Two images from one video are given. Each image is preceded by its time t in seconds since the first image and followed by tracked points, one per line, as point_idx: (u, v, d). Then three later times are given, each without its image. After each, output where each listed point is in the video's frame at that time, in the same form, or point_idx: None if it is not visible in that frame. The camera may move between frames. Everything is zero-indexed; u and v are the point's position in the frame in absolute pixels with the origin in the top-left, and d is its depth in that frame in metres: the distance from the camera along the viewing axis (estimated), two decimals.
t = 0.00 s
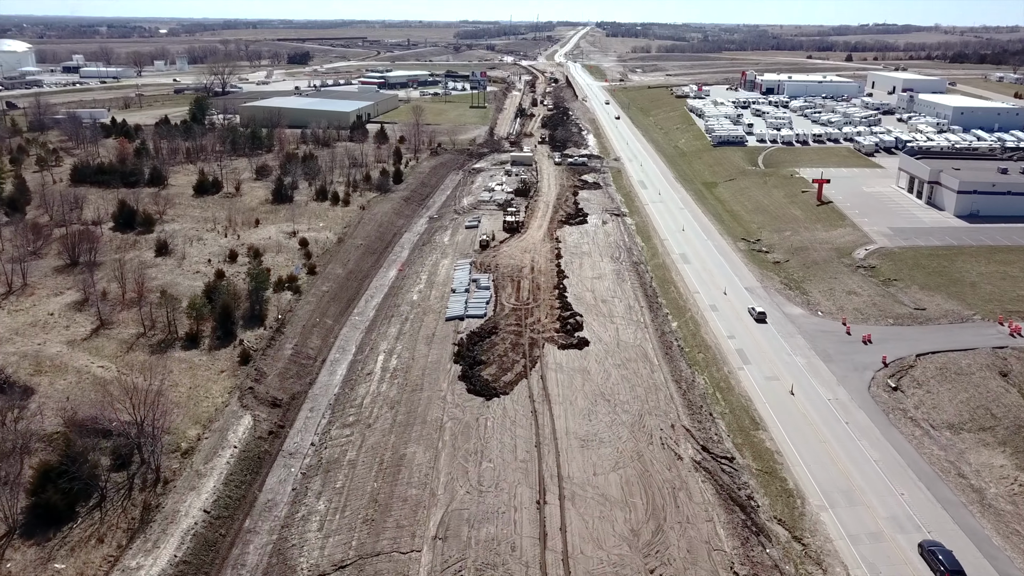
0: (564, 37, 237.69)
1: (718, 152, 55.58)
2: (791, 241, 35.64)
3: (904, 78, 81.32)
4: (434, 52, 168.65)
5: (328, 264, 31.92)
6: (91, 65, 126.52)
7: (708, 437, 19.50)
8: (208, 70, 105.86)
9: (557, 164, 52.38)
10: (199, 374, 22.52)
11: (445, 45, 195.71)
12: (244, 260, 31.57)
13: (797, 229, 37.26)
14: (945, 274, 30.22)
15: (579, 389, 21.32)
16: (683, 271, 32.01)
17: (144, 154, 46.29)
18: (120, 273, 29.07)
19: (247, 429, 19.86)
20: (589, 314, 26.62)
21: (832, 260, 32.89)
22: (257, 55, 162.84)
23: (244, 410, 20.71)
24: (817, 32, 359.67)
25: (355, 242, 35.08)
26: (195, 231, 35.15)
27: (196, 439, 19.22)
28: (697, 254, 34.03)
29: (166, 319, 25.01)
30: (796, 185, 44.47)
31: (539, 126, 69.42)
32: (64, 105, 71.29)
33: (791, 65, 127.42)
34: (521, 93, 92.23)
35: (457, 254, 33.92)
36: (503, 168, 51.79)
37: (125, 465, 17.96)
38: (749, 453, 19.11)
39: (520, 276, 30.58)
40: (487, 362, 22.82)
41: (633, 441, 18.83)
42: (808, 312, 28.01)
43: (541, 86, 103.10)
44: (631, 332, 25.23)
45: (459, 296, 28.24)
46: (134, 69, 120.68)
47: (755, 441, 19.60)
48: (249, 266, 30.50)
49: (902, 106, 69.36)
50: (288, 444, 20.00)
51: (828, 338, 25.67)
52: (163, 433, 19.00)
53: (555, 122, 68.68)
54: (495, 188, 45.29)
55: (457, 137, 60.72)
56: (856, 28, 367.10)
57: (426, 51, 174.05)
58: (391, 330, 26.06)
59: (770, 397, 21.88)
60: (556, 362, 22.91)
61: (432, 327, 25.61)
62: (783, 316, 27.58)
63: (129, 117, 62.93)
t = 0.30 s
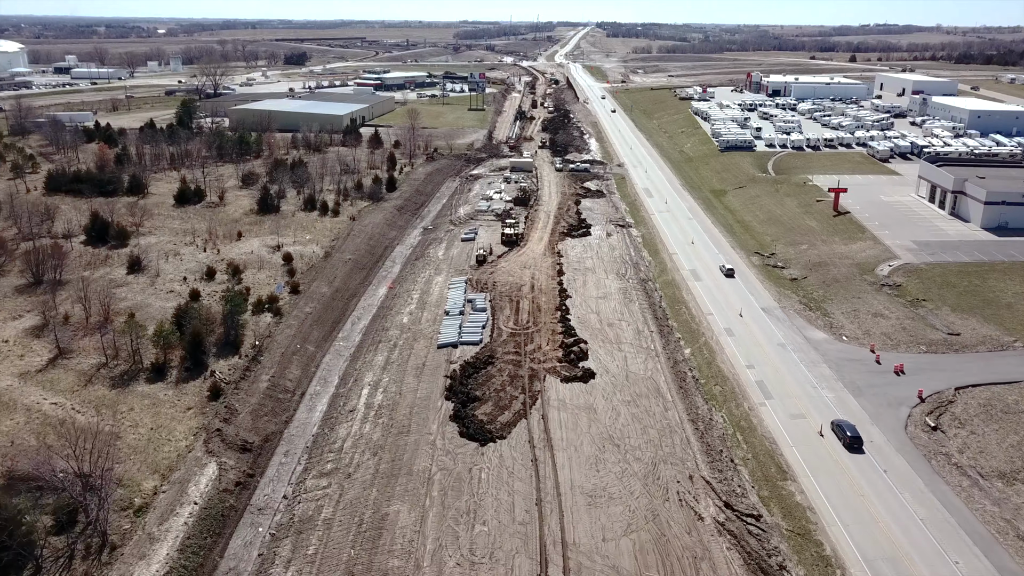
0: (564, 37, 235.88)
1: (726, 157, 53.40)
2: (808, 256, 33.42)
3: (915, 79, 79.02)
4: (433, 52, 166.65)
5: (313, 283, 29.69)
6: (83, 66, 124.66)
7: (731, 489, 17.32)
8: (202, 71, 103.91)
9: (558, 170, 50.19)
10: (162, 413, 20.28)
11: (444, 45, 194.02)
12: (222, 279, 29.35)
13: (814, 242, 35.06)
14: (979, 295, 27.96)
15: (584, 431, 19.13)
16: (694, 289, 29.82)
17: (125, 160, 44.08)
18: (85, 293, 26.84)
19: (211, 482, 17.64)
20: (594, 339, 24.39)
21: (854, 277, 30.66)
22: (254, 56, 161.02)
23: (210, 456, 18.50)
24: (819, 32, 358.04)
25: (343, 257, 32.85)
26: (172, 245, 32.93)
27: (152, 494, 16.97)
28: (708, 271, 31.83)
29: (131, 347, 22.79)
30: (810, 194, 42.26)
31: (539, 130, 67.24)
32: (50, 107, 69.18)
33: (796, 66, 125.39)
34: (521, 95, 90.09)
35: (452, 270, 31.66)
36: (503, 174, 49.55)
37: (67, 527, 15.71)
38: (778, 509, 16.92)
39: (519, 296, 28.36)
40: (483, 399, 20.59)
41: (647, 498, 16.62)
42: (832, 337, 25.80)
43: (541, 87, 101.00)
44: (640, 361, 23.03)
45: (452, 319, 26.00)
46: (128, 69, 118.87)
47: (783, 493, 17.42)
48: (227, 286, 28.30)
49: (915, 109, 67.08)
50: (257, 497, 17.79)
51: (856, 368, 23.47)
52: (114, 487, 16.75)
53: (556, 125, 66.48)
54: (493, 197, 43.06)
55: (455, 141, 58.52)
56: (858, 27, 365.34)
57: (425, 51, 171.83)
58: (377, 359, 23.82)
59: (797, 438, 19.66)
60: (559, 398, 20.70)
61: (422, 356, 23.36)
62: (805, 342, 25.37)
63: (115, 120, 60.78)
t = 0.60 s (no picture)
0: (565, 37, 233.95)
1: (734, 163, 51.23)
2: (828, 272, 31.22)
3: (926, 81, 76.88)
4: (432, 53, 164.53)
5: (295, 304, 27.48)
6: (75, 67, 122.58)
7: (758, 557, 15.14)
8: (194, 71, 101.76)
9: (559, 177, 48.05)
10: (117, 460, 18.06)
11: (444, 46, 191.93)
12: (197, 300, 27.13)
13: (832, 256, 32.90)
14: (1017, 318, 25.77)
15: (591, 484, 16.98)
16: (706, 310, 27.66)
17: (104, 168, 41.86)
18: (46, 318, 24.64)
19: (164, 548, 15.46)
20: (600, 371, 22.22)
21: (879, 297, 28.45)
22: (250, 56, 158.90)
23: (166, 515, 16.31)
24: (821, 32, 356.09)
25: (329, 274, 30.63)
26: (146, 261, 30.74)
27: (96, 564, 14.78)
28: (721, 289, 29.65)
29: (88, 382, 20.57)
30: (824, 203, 40.07)
31: (540, 134, 65.10)
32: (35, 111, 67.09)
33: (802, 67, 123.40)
34: (521, 98, 87.98)
35: (445, 288, 29.49)
36: (501, 181, 47.41)
37: None
38: None
39: (518, 318, 26.21)
40: (477, 443, 18.46)
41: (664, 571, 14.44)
42: (859, 366, 23.63)
43: (541, 88, 98.84)
44: (651, 397, 20.83)
45: (444, 346, 23.85)
46: (120, 70, 116.79)
47: (819, 560, 15.23)
48: (201, 309, 26.13)
49: (928, 113, 64.94)
50: (219, 564, 15.58)
51: (889, 402, 21.30)
52: (51, 558, 14.55)
53: (557, 129, 64.34)
54: (491, 207, 40.89)
55: (452, 146, 56.39)
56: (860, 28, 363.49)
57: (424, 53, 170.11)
58: (362, 393, 21.66)
59: (829, 491, 17.48)
60: (561, 442, 18.57)
61: (410, 391, 21.12)
62: (830, 372, 23.20)
63: (100, 124, 58.67)
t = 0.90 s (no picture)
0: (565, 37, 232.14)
1: (743, 170, 49.02)
2: (849, 292, 29.03)
3: (938, 84, 74.67)
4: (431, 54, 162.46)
5: (274, 328, 25.27)
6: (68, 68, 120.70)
7: None
8: (187, 72, 99.66)
9: (560, 184, 45.85)
10: (60, 520, 15.85)
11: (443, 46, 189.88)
12: (166, 324, 24.91)
13: (853, 274, 30.70)
14: None
15: (597, 553, 14.81)
16: (720, 335, 25.45)
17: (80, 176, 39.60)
18: None
19: None
20: (607, 410, 20.02)
21: (906, 320, 26.26)
22: (247, 57, 156.99)
23: None
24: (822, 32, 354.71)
25: (313, 293, 28.42)
26: (116, 279, 28.53)
27: None
28: (735, 311, 27.46)
29: (34, 425, 18.35)
30: (841, 214, 37.89)
31: (540, 138, 62.91)
32: (18, 114, 64.96)
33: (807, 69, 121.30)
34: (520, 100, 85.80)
35: (437, 309, 27.28)
36: (499, 190, 45.22)
37: None
38: None
39: (516, 346, 24.00)
40: (468, 501, 16.30)
41: None
42: (892, 402, 21.43)
43: (541, 90, 96.66)
44: (664, 443, 18.64)
45: (434, 379, 21.61)
46: (113, 71, 114.82)
47: None
48: (170, 336, 23.92)
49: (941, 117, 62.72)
50: None
51: (929, 448, 19.11)
52: None
53: (557, 133, 62.16)
54: (488, 218, 38.68)
55: (449, 151, 54.18)
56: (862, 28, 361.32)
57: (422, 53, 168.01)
58: (342, 436, 19.46)
59: (870, 558, 15.29)
60: (563, 499, 16.40)
61: (396, 434, 18.96)
62: (860, 409, 20.99)
63: (84, 128, 56.53)
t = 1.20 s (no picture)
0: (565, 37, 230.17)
1: (752, 177, 46.78)
2: (876, 315, 26.80)
3: (950, 86, 72.46)
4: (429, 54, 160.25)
5: (249, 358, 23.02)
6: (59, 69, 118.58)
7: None
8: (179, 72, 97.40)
9: (562, 193, 43.63)
10: None
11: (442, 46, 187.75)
12: (130, 354, 22.66)
13: (877, 294, 28.48)
14: None
15: None
16: (739, 366, 23.19)
17: (53, 185, 37.32)
18: None
19: None
20: (616, 460, 17.80)
21: (941, 348, 24.03)
22: (242, 57, 154.90)
23: None
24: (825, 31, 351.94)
25: (294, 316, 26.19)
26: (80, 301, 26.31)
27: None
28: (753, 337, 25.22)
29: None
30: (860, 226, 35.67)
31: (540, 143, 60.71)
32: None
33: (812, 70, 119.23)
34: (520, 102, 83.58)
35: (429, 336, 25.07)
36: (497, 199, 43.01)
37: None
38: None
39: (514, 379, 21.78)
40: None
41: None
42: (933, 447, 19.20)
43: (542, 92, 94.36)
44: (682, 502, 16.42)
45: (422, 421, 19.41)
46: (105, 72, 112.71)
47: None
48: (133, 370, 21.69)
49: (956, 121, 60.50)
50: None
51: (982, 506, 16.89)
52: None
53: (558, 138, 59.97)
54: (484, 231, 36.42)
55: (445, 157, 51.98)
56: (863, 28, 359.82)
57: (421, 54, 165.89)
58: (317, 491, 17.22)
59: None
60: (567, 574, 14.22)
61: (378, 491, 16.74)
62: (898, 455, 18.74)
63: (66, 133, 54.30)
